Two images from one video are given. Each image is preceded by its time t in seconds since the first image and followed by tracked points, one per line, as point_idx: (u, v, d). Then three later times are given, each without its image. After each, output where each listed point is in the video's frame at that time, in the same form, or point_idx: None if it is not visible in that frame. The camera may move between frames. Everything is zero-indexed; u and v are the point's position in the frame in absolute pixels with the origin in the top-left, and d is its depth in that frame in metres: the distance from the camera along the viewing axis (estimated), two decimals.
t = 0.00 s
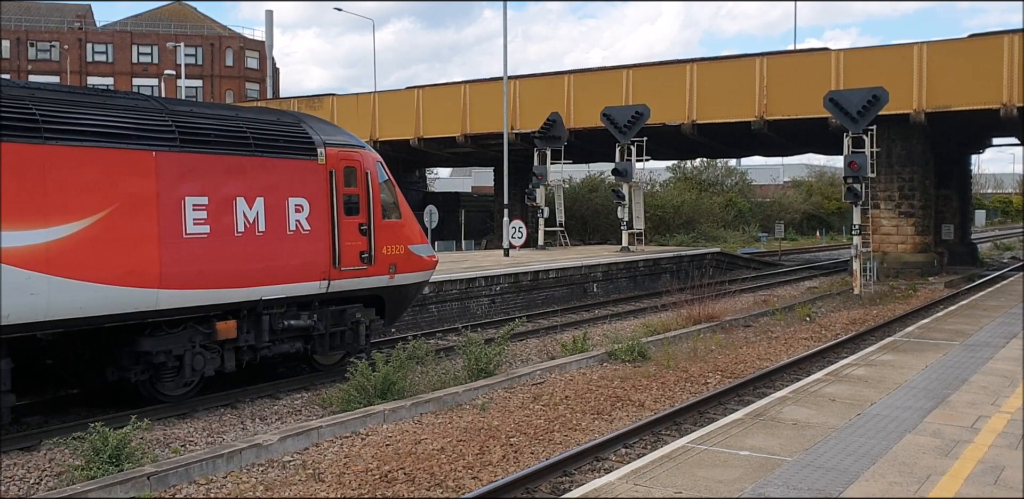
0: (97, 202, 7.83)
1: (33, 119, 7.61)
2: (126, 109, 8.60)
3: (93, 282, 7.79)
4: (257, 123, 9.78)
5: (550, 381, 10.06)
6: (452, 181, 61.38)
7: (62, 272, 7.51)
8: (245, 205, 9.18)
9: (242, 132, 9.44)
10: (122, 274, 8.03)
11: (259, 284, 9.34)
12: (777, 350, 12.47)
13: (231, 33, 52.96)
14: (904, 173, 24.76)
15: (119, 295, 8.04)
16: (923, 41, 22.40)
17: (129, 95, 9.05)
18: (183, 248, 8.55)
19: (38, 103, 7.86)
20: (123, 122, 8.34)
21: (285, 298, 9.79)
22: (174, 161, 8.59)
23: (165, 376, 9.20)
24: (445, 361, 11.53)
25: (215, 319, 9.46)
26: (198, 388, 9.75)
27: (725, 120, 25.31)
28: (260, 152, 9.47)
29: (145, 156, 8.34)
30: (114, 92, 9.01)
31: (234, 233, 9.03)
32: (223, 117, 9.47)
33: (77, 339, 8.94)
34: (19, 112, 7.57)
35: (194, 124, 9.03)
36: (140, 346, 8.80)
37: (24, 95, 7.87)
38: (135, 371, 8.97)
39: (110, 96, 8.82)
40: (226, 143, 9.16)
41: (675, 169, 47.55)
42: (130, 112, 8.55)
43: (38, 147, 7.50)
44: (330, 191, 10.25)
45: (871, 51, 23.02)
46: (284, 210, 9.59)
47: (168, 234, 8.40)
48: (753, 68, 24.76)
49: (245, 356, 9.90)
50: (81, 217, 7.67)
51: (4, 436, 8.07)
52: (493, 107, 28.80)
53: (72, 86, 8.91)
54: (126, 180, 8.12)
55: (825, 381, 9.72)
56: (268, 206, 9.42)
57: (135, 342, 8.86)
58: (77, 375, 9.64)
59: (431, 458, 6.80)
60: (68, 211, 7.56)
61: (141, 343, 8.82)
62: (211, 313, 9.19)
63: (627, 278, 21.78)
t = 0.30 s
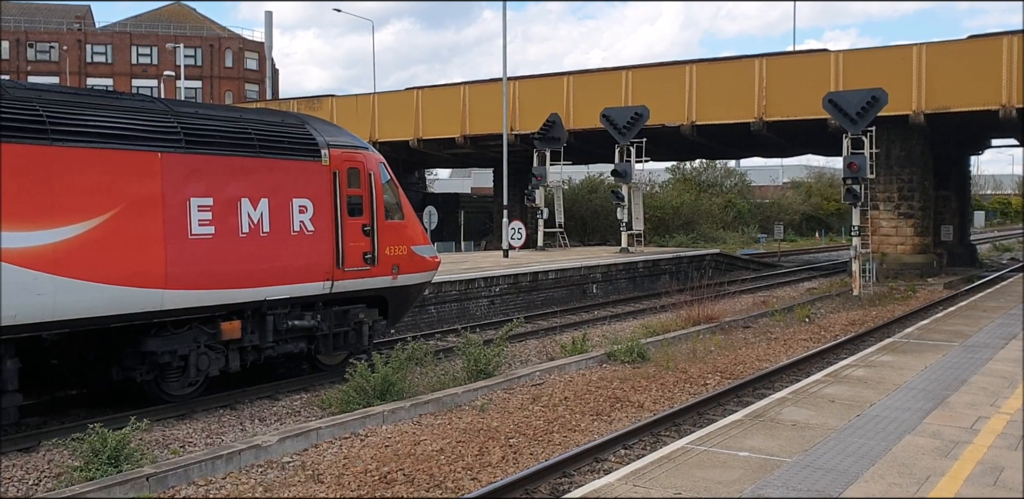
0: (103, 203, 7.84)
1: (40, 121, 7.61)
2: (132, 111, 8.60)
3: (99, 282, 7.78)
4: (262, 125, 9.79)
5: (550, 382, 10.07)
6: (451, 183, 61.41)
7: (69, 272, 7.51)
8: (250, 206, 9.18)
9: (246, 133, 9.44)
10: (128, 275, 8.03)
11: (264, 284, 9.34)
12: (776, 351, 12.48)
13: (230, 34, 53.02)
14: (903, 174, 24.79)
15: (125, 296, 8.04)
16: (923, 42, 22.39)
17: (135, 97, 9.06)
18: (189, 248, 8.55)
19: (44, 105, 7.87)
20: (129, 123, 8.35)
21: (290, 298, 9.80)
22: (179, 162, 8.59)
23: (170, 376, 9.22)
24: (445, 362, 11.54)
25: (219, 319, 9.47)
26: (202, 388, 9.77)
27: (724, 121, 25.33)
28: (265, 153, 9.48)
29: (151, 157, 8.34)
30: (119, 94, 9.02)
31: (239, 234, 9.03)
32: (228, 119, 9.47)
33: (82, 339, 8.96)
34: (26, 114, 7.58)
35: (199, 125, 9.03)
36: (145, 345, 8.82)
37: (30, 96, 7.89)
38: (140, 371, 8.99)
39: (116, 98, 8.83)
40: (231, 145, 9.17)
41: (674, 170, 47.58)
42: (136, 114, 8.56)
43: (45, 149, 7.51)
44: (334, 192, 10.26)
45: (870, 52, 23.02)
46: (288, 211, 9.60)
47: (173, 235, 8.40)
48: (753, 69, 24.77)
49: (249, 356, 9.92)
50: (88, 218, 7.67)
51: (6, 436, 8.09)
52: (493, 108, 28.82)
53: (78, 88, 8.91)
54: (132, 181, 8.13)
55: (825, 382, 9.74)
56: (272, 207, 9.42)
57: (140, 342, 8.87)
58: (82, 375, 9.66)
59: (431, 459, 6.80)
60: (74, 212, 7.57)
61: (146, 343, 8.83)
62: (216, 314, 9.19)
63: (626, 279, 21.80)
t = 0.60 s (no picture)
0: (110, 204, 7.87)
1: (48, 122, 7.65)
2: (139, 113, 8.63)
3: (106, 282, 7.81)
4: (267, 127, 9.80)
5: (549, 383, 10.07)
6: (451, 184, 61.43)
7: (76, 273, 7.54)
8: (255, 207, 9.19)
9: (252, 135, 9.45)
10: (135, 275, 8.06)
11: (269, 285, 9.35)
12: (776, 352, 12.50)
13: (230, 35, 53.09)
14: (903, 175, 24.78)
15: (131, 296, 8.06)
16: (923, 44, 22.39)
17: (142, 99, 9.09)
18: (195, 249, 8.58)
19: (52, 107, 7.91)
20: (136, 126, 8.38)
21: (295, 299, 9.81)
22: (185, 164, 8.61)
23: (176, 376, 9.23)
24: (443, 363, 11.51)
25: (225, 320, 9.47)
26: (208, 388, 9.76)
27: (724, 123, 25.34)
28: (270, 154, 9.49)
29: (157, 158, 8.37)
30: (126, 95, 9.05)
31: (244, 235, 9.05)
32: (233, 120, 9.49)
33: (90, 339, 8.95)
34: (34, 115, 7.61)
35: (205, 127, 9.05)
36: (152, 346, 8.83)
37: (39, 98, 7.92)
38: (147, 371, 9.00)
39: (123, 100, 8.86)
40: (237, 146, 9.18)
41: (674, 171, 47.61)
42: (142, 116, 8.59)
43: (53, 150, 7.54)
44: (338, 194, 10.26)
45: (871, 53, 23.02)
46: (293, 212, 9.61)
47: (180, 236, 8.42)
48: (753, 70, 24.78)
49: (255, 357, 9.91)
50: (95, 219, 7.71)
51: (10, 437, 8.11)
52: (492, 109, 28.84)
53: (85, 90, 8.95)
54: (139, 183, 8.16)
55: (824, 383, 9.74)
56: (278, 208, 9.43)
57: (147, 343, 8.88)
58: (89, 374, 9.65)
59: (430, 461, 6.80)
60: (82, 213, 7.60)
61: (153, 344, 8.84)
62: (221, 315, 9.20)
63: (626, 280, 21.82)
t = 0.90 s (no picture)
0: (119, 205, 7.96)
1: (58, 123, 7.73)
2: (147, 113, 8.70)
3: (115, 282, 7.91)
4: (274, 128, 9.86)
5: (548, 384, 10.07)
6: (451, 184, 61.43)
7: (86, 273, 7.65)
8: (262, 208, 9.26)
9: (258, 136, 9.51)
10: (143, 276, 8.15)
11: (275, 285, 9.41)
12: (776, 352, 12.50)
13: (230, 36, 53.03)
14: (902, 176, 24.78)
15: (140, 296, 8.15)
16: (922, 44, 22.40)
17: (150, 99, 9.16)
18: (202, 249, 8.66)
19: (62, 108, 7.99)
20: (144, 127, 8.46)
21: (301, 298, 9.87)
22: (193, 165, 8.69)
23: (184, 375, 9.30)
24: (443, 364, 11.51)
25: (232, 320, 9.55)
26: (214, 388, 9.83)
27: (723, 123, 25.36)
28: (277, 155, 9.55)
29: (165, 159, 8.45)
30: (134, 96, 9.13)
31: (251, 236, 9.12)
32: (240, 121, 9.55)
33: (99, 339, 9.04)
34: (45, 117, 7.70)
35: (213, 128, 9.12)
36: (160, 345, 8.91)
37: (49, 99, 8.01)
38: (155, 370, 9.07)
39: (132, 100, 8.93)
40: (244, 147, 9.25)
41: (673, 171, 47.62)
42: (151, 117, 8.66)
43: (63, 151, 7.63)
44: (344, 194, 10.31)
45: (870, 54, 23.03)
46: (299, 212, 9.67)
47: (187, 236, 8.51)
48: (752, 71, 24.79)
49: (261, 356, 9.98)
50: (104, 220, 7.81)
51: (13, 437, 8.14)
52: (492, 109, 28.85)
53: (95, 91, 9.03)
54: (147, 183, 8.24)
55: (824, 384, 9.73)
56: (284, 208, 9.50)
57: (155, 342, 8.95)
58: (96, 374, 9.73)
59: (430, 461, 6.79)
60: (91, 214, 7.70)
61: (161, 343, 8.92)
62: (228, 314, 9.27)
63: (626, 281, 21.82)
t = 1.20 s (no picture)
0: (128, 205, 8.02)
1: (68, 124, 7.80)
2: (156, 114, 8.77)
3: (124, 282, 7.97)
4: (280, 128, 9.91)
5: (547, 384, 10.06)
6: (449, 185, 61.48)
7: (96, 272, 7.71)
8: (269, 208, 9.32)
9: (265, 137, 9.56)
10: (152, 276, 8.21)
11: (281, 285, 9.47)
12: (774, 353, 12.49)
13: (229, 36, 53.12)
14: (901, 176, 24.79)
15: (148, 296, 8.21)
16: (920, 45, 22.37)
17: (158, 101, 9.23)
18: (210, 249, 8.71)
19: (72, 109, 8.06)
20: (153, 128, 8.52)
21: (307, 298, 9.92)
22: (201, 165, 8.75)
23: (192, 374, 9.35)
24: (442, 364, 11.52)
25: (239, 319, 9.60)
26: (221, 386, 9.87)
27: (723, 124, 25.35)
28: (284, 155, 9.61)
29: (174, 160, 8.51)
30: (143, 98, 9.19)
31: (258, 235, 9.17)
32: (247, 122, 9.61)
33: (108, 339, 9.09)
34: (55, 118, 7.76)
35: (220, 129, 9.18)
36: (167, 344, 8.94)
37: (60, 101, 8.07)
38: (163, 369, 9.11)
39: (140, 101, 8.99)
40: (251, 148, 9.31)
41: (672, 172, 47.62)
42: (160, 118, 8.73)
43: (73, 152, 7.69)
44: (349, 195, 10.37)
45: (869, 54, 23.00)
46: (305, 213, 9.72)
47: (196, 236, 8.57)
48: (751, 71, 24.79)
49: (267, 355, 10.02)
50: (114, 220, 7.86)
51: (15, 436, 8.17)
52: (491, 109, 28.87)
53: (104, 92, 9.09)
54: (156, 184, 8.30)
55: (823, 384, 9.73)
56: (291, 208, 9.55)
57: (163, 341, 8.99)
58: (106, 372, 9.78)
59: (429, 462, 6.78)
60: (101, 214, 7.75)
61: (169, 342, 8.96)
62: (235, 313, 9.32)
63: (625, 281, 21.82)
